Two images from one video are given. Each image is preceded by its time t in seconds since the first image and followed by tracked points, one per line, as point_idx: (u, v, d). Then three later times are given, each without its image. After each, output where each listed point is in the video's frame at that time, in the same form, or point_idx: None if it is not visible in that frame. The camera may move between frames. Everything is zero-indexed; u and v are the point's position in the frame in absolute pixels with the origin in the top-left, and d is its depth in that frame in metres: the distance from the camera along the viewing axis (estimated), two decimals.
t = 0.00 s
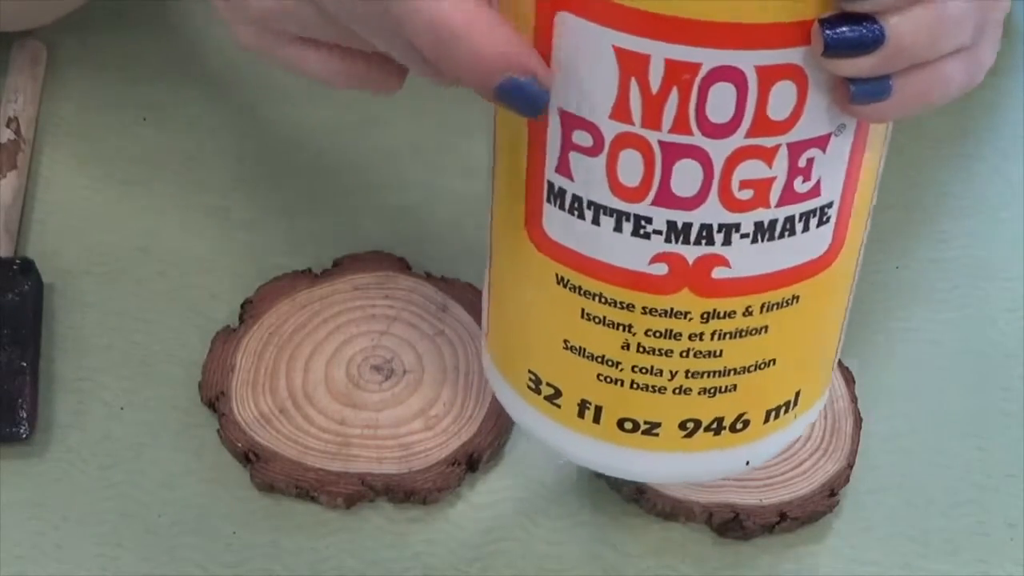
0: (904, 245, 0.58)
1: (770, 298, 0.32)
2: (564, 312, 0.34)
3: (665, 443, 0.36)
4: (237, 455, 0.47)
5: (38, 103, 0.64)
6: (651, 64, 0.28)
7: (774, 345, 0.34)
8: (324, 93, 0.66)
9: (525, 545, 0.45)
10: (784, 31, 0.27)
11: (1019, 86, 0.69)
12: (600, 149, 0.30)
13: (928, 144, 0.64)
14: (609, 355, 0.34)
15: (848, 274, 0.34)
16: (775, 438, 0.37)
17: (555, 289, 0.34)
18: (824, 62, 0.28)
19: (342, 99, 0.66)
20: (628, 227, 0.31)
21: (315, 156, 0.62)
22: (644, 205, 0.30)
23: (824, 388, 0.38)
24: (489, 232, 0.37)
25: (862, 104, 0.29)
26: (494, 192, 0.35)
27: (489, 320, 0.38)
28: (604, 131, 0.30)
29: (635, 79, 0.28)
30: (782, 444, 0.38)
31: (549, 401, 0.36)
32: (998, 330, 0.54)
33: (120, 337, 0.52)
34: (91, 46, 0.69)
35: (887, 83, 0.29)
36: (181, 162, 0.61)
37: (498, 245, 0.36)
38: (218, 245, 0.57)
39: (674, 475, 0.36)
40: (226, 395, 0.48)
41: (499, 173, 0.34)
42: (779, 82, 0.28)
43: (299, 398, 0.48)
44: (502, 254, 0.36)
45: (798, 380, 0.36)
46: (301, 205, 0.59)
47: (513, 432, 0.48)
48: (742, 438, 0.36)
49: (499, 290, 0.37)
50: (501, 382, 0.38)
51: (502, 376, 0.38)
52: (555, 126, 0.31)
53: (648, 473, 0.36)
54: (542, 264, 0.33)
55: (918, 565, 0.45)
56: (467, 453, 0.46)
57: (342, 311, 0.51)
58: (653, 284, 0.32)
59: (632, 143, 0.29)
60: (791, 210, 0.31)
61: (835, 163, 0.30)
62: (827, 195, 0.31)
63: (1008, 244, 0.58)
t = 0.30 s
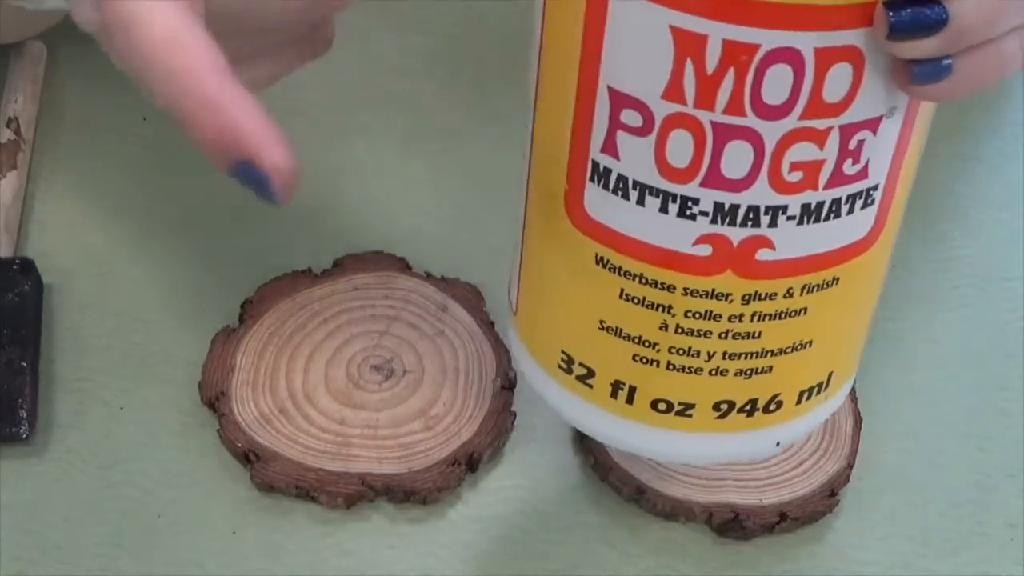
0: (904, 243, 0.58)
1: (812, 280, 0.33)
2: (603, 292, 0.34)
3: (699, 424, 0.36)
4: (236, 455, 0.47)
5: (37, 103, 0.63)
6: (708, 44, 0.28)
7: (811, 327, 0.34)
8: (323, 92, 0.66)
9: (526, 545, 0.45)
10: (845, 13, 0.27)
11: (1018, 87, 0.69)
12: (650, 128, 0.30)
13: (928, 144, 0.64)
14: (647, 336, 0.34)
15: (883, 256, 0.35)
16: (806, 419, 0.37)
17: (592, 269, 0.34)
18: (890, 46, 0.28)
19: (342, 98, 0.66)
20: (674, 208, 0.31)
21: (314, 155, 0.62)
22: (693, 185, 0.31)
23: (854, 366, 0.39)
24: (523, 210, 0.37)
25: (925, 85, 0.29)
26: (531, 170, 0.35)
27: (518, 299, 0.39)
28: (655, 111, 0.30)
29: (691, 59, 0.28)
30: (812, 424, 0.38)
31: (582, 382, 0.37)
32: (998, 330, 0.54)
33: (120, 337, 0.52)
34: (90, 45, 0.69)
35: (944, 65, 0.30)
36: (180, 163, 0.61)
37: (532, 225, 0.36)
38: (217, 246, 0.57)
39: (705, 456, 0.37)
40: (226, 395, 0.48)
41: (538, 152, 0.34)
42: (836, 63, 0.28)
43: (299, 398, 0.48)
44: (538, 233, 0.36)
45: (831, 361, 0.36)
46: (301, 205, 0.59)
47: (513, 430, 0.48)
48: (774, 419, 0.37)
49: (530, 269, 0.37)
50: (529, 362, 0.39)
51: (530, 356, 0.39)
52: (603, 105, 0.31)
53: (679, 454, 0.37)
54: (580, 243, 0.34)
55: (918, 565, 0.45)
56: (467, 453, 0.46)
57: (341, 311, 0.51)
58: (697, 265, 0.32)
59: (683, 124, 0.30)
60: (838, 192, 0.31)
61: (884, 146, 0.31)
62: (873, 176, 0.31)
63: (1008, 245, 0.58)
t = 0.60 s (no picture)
0: (904, 244, 0.58)
1: (757, 276, 0.33)
2: (557, 279, 0.35)
3: (647, 411, 0.37)
4: (237, 455, 0.47)
5: (37, 103, 0.63)
6: (653, 41, 0.29)
7: (759, 322, 0.35)
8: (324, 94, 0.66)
9: (524, 545, 0.45)
10: (788, 17, 0.28)
11: (1019, 87, 0.69)
12: (600, 122, 0.31)
13: (929, 144, 0.64)
14: (596, 324, 0.35)
15: (837, 253, 0.35)
16: (755, 411, 0.38)
17: (547, 256, 0.35)
18: (836, 47, 0.28)
19: (341, 99, 0.66)
20: (623, 199, 0.32)
21: (314, 155, 0.62)
22: (640, 179, 0.31)
23: (809, 361, 0.39)
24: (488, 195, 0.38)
25: (869, 82, 0.29)
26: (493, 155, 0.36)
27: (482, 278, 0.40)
28: (605, 105, 0.31)
29: (638, 56, 0.29)
30: (763, 417, 0.39)
31: (535, 364, 0.38)
32: (997, 330, 0.54)
33: (120, 337, 0.52)
34: (91, 46, 0.69)
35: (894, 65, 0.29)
36: (180, 163, 0.61)
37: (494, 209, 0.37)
38: (217, 246, 0.57)
39: (651, 441, 0.38)
40: (226, 395, 0.48)
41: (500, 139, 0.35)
42: (780, 65, 0.29)
43: (299, 398, 0.48)
44: (498, 218, 0.37)
45: (782, 356, 0.37)
46: (301, 206, 0.59)
47: (513, 431, 0.48)
48: (723, 411, 0.37)
49: (492, 251, 0.38)
50: (489, 343, 0.40)
51: (490, 336, 0.40)
52: (556, 96, 0.31)
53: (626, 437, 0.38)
54: (535, 231, 0.35)
55: (919, 565, 0.45)
56: (467, 453, 0.46)
57: (341, 310, 0.51)
58: (644, 256, 0.33)
59: (632, 119, 0.30)
60: (784, 191, 0.32)
61: (832, 148, 0.31)
62: (821, 177, 0.32)
63: (1008, 245, 0.58)
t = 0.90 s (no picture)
0: (904, 243, 0.58)
1: (749, 252, 0.33)
2: (547, 263, 0.35)
3: (642, 394, 0.37)
4: (236, 455, 0.47)
5: (38, 103, 0.63)
6: (640, 10, 0.29)
7: (751, 301, 0.35)
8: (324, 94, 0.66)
9: (524, 545, 0.45)
10: None
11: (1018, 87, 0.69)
12: (588, 96, 0.31)
13: (929, 144, 0.64)
14: (588, 305, 0.35)
15: (827, 230, 0.35)
16: (749, 394, 0.38)
17: (537, 240, 0.35)
18: (824, 11, 0.29)
19: (341, 99, 0.66)
20: (612, 175, 0.32)
21: (314, 155, 0.62)
22: (629, 153, 0.31)
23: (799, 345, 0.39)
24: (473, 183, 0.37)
25: (862, 46, 0.30)
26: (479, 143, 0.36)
27: (470, 271, 0.39)
28: (592, 80, 0.31)
29: (626, 26, 0.29)
30: (756, 400, 0.39)
31: (526, 351, 0.38)
32: (997, 330, 0.54)
33: (120, 337, 0.52)
34: (92, 47, 0.69)
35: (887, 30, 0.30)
36: (180, 163, 0.61)
37: (482, 193, 0.37)
38: (217, 245, 0.57)
39: (647, 426, 0.38)
40: (226, 395, 0.47)
41: (485, 126, 0.35)
42: (768, 33, 0.29)
43: (299, 398, 0.48)
44: (486, 206, 0.37)
45: (775, 335, 0.37)
46: (302, 206, 0.59)
47: (513, 431, 0.48)
48: (717, 393, 0.37)
49: (480, 241, 0.38)
50: (479, 335, 0.40)
51: (480, 328, 0.39)
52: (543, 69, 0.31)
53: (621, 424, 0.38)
54: (525, 213, 0.34)
55: (919, 565, 0.45)
56: (467, 453, 0.46)
57: (342, 310, 0.51)
58: (634, 233, 0.33)
59: (621, 92, 0.30)
60: (774, 163, 0.32)
61: (819, 118, 0.31)
62: (810, 149, 0.32)
63: (1007, 245, 0.58)
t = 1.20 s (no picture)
0: (904, 243, 0.58)
1: (743, 259, 0.33)
2: (542, 268, 0.35)
3: (638, 400, 0.37)
4: (237, 455, 0.47)
5: (38, 103, 0.63)
6: (632, 21, 0.29)
7: (746, 306, 0.35)
8: (324, 94, 0.66)
9: (523, 545, 0.45)
10: None
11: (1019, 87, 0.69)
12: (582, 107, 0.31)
13: (930, 144, 0.64)
14: (583, 312, 0.35)
15: (821, 235, 0.35)
16: (745, 398, 0.38)
17: (533, 247, 0.35)
18: (815, 20, 0.28)
19: (341, 99, 0.66)
20: (607, 184, 0.32)
21: (314, 155, 0.62)
22: (623, 162, 0.32)
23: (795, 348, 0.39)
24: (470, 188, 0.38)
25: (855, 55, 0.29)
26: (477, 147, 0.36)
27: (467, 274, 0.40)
28: (586, 89, 0.31)
29: (618, 37, 0.29)
30: (753, 403, 0.39)
31: (523, 357, 0.38)
32: (997, 330, 0.54)
33: (120, 337, 0.52)
34: (93, 46, 0.69)
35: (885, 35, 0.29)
36: (180, 163, 0.61)
37: (478, 199, 0.37)
38: (218, 244, 0.57)
39: (643, 432, 0.38)
40: (226, 395, 0.47)
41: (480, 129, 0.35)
42: (760, 43, 0.29)
43: (299, 398, 0.48)
44: (482, 209, 0.37)
45: (770, 340, 0.37)
46: (302, 205, 0.59)
47: (513, 431, 0.48)
48: (713, 397, 0.37)
49: (478, 246, 0.38)
50: (477, 339, 0.40)
51: (478, 332, 0.40)
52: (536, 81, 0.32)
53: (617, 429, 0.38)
54: (521, 220, 0.34)
55: (919, 565, 0.45)
56: (467, 453, 0.46)
57: (341, 310, 0.51)
58: (628, 241, 0.33)
59: (615, 102, 0.30)
60: (768, 171, 0.32)
61: (813, 126, 0.31)
62: (804, 156, 0.32)
63: (1007, 244, 0.58)
